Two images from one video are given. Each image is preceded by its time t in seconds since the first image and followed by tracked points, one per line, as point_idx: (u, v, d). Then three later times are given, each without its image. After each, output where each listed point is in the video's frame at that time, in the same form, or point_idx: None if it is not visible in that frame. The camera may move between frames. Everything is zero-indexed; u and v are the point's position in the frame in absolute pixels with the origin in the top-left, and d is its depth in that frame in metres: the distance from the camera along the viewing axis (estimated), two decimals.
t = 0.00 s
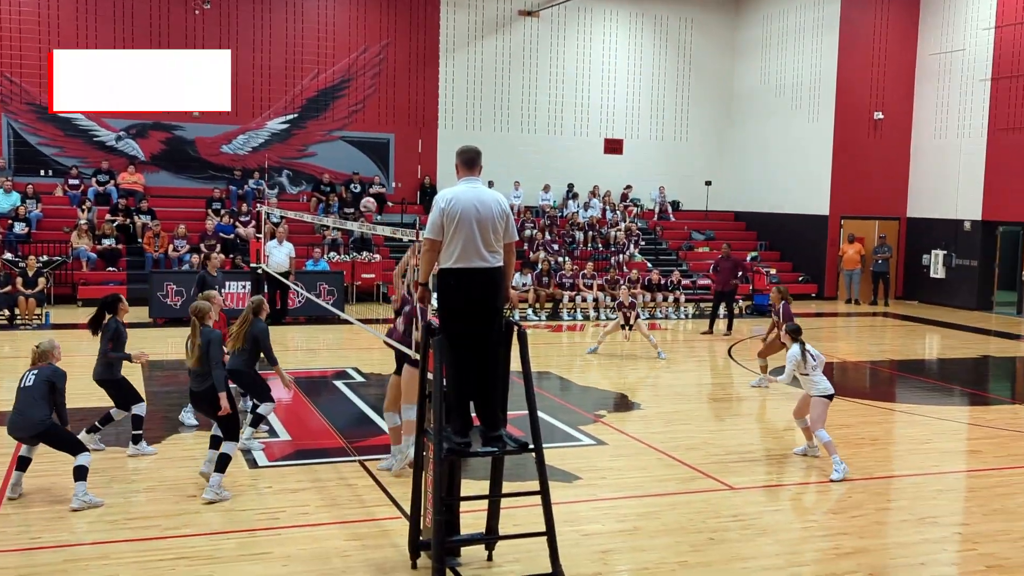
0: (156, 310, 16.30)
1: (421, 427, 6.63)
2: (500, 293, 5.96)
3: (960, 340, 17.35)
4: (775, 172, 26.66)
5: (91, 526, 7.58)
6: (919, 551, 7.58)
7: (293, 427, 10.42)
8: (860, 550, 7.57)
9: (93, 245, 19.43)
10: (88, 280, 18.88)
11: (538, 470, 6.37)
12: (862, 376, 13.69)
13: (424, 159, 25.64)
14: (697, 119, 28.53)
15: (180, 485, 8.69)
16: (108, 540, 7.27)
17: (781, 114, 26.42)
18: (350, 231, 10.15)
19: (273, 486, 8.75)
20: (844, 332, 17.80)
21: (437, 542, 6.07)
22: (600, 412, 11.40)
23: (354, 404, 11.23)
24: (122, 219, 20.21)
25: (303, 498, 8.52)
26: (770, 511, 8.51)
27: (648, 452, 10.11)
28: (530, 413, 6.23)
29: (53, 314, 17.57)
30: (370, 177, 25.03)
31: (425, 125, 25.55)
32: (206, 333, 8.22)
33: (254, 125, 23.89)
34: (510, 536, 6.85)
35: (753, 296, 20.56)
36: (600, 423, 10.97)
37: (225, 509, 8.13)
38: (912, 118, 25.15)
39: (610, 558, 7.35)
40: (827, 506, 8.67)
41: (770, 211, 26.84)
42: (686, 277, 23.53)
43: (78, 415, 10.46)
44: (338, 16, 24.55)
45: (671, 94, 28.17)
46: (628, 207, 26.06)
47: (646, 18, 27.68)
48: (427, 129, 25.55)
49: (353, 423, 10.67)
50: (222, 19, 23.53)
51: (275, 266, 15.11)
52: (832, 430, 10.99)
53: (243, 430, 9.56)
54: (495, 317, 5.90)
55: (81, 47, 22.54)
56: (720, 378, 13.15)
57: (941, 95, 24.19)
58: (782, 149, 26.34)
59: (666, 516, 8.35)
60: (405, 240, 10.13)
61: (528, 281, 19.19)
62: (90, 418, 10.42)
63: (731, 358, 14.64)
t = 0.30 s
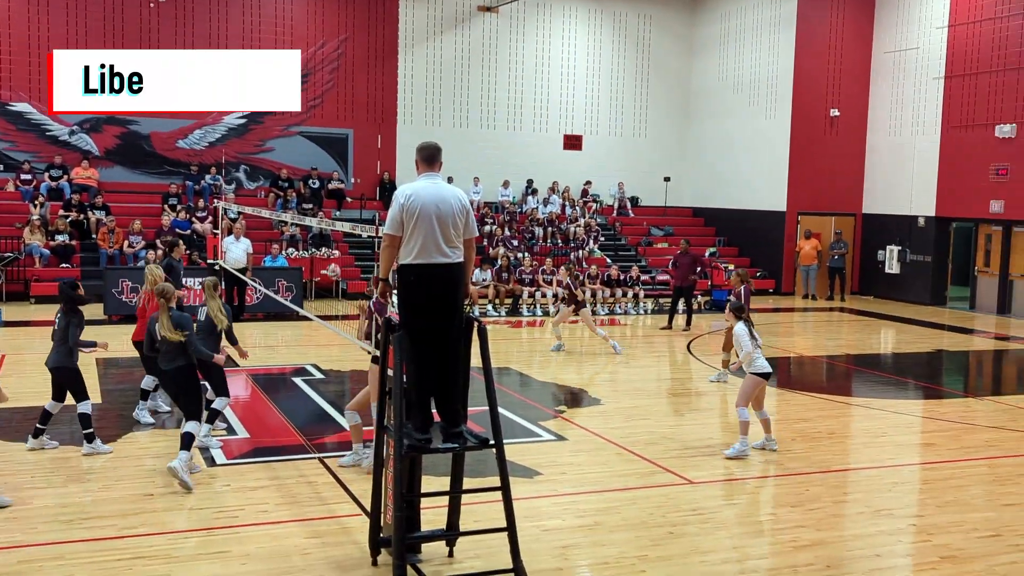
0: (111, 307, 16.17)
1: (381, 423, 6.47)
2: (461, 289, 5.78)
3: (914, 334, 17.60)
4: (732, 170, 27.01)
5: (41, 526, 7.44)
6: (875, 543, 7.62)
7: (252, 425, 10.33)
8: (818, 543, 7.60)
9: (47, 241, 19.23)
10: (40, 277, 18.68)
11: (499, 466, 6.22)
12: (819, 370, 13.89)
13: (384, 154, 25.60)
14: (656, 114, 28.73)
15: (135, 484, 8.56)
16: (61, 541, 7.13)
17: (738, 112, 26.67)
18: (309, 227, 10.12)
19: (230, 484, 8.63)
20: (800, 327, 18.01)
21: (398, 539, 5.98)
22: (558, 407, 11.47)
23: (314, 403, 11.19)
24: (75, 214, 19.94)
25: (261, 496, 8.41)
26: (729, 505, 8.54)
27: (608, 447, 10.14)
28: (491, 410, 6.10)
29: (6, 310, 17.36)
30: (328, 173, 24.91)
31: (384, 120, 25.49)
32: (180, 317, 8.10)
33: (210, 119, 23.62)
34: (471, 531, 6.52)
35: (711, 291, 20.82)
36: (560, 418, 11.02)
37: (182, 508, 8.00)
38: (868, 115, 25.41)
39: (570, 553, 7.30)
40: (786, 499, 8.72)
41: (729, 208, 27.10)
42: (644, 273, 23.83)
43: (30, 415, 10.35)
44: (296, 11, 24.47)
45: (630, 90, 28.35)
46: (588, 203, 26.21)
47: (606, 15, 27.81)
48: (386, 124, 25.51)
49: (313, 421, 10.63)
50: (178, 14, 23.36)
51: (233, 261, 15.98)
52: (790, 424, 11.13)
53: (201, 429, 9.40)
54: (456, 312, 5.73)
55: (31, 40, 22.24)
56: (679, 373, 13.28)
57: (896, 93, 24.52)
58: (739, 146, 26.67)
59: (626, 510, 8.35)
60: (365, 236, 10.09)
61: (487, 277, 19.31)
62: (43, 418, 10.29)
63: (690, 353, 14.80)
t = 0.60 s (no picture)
0: (81, 307, 16.06)
1: (356, 423, 6.37)
2: (437, 288, 5.67)
3: (885, 332, 17.76)
4: (704, 170, 27.17)
5: (11, 528, 7.36)
6: (847, 538, 7.68)
7: (224, 425, 10.28)
8: (791, 539, 7.64)
9: (15, 241, 19.08)
10: (9, 276, 18.52)
11: (475, 466, 6.14)
12: (792, 367, 14.01)
13: (358, 153, 25.53)
14: (629, 113, 28.82)
15: (107, 485, 8.48)
16: (32, 543, 7.05)
17: (712, 110, 26.80)
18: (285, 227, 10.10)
19: (203, 485, 8.56)
20: (773, 325, 18.13)
21: (372, 538, 5.94)
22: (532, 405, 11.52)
23: (287, 402, 11.15)
24: (45, 213, 19.73)
25: (235, 496, 8.35)
26: (703, 501, 8.58)
27: (582, 445, 10.17)
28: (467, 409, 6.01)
29: None
30: (302, 171, 24.81)
31: (357, 119, 25.43)
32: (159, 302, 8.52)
33: (182, 117, 23.50)
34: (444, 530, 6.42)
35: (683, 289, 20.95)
36: (534, 416, 11.06)
37: (154, 509, 7.93)
38: (840, 113, 25.61)
39: (545, 551, 7.30)
40: (759, 496, 8.77)
41: (703, 207, 27.21)
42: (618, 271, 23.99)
43: None
44: (268, 8, 24.38)
45: (604, 89, 28.41)
46: (562, 202, 26.28)
47: (579, 13, 27.88)
48: (359, 122, 25.44)
49: (286, 421, 10.59)
50: (148, 11, 23.19)
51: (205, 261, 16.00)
52: (763, 421, 11.20)
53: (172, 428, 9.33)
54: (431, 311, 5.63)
55: None
56: (653, 371, 13.35)
57: (867, 92, 24.72)
58: (712, 145, 26.82)
59: (600, 508, 8.36)
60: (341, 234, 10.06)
61: (461, 275, 19.36)
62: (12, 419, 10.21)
63: (664, 350, 14.90)
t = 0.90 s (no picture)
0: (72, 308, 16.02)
1: (348, 424, 6.35)
2: (429, 288, 5.64)
3: (876, 331, 17.80)
4: (695, 169, 27.21)
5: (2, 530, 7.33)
6: (839, 537, 7.69)
7: (215, 425, 10.28)
8: (782, 538, 7.64)
9: (4, 242, 19.01)
10: None
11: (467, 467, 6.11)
12: (783, 367, 14.03)
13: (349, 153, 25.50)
14: (620, 113, 28.84)
15: (98, 486, 8.45)
16: (24, 545, 7.02)
17: (703, 110, 26.85)
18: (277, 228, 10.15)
19: (195, 486, 8.53)
20: (765, 325, 18.15)
21: (364, 538, 5.92)
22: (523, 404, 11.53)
23: (278, 403, 11.15)
24: (35, 214, 19.64)
25: (227, 497, 8.32)
26: (695, 501, 8.58)
27: (574, 445, 10.17)
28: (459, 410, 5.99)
29: None
30: (293, 171, 24.76)
31: (348, 119, 25.40)
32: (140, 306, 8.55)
33: (172, 117, 23.44)
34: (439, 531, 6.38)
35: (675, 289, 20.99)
36: (526, 416, 11.07)
37: (147, 510, 7.90)
38: (830, 112, 25.67)
39: (537, 551, 7.28)
40: (752, 495, 8.78)
41: (695, 207, 27.25)
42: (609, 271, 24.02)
43: None
44: (259, 9, 24.35)
45: (595, 89, 28.44)
46: (554, 201, 26.29)
47: (570, 13, 27.90)
48: (350, 123, 25.41)
49: (277, 421, 10.59)
50: (138, 12, 23.13)
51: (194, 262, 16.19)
52: (755, 420, 11.23)
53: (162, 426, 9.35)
54: (424, 312, 5.61)
55: None
56: (644, 371, 13.38)
57: (858, 92, 24.77)
58: (704, 145, 26.85)
59: (593, 508, 8.36)
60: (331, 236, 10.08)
61: (453, 275, 19.38)
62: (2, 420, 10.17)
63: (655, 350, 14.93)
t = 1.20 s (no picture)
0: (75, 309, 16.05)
1: (351, 425, 6.33)
2: (432, 289, 5.63)
3: (879, 331, 17.79)
4: (698, 169, 27.17)
5: (8, 530, 7.35)
6: (843, 537, 7.68)
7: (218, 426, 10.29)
8: (785, 539, 7.64)
9: (8, 243, 19.03)
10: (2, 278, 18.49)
11: (470, 467, 6.11)
12: (786, 367, 14.03)
13: (352, 154, 25.50)
14: (623, 113, 28.83)
15: (103, 486, 8.46)
16: (30, 545, 7.03)
17: (706, 110, 26.83)
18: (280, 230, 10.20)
19: (199, 486, 8.54)
20: (768, 325, 18.14)
21: (367, 538, 5.91)
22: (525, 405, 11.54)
23: (280, 403, 11.16)
24: (38, 215, 19.67)
25: (230, 497, 8.33)
26: (699, 501, 8.58)
27: (576, 445, 10.17)
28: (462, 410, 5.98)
29: None
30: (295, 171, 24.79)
31: (351, 120, 25.41)
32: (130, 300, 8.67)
33: (175, 118, 23.44)
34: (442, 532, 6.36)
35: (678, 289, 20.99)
36: (528, 416, 11.08)
37: (150, 510, 7.91)
38: (833, 112, 25.66)
39: (541, 551, 7.29)
40: (755, 495, 8.78)
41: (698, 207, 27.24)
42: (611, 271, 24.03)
43: None
44: (261, 10, 24.37)
45: (598, 89, 28.44)
46: (556, 202, 26.29)
47: (573, 14, 27.91)
48: (352, 124, 25.42)
49: (280, 421, 10.60)
50: (141, 13, 23.14)
51: (197, 262, 15.98)
52: (758, 420, 11.23)
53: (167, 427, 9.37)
54: (428, 312, 5.59)
55: None
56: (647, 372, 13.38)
57: (861, 92, 24.76)
58: (706, 145, 26.83)
59: (596, 508, 8.36)
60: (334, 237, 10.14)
61: (457, 275, 19.41)
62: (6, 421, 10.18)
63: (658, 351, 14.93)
